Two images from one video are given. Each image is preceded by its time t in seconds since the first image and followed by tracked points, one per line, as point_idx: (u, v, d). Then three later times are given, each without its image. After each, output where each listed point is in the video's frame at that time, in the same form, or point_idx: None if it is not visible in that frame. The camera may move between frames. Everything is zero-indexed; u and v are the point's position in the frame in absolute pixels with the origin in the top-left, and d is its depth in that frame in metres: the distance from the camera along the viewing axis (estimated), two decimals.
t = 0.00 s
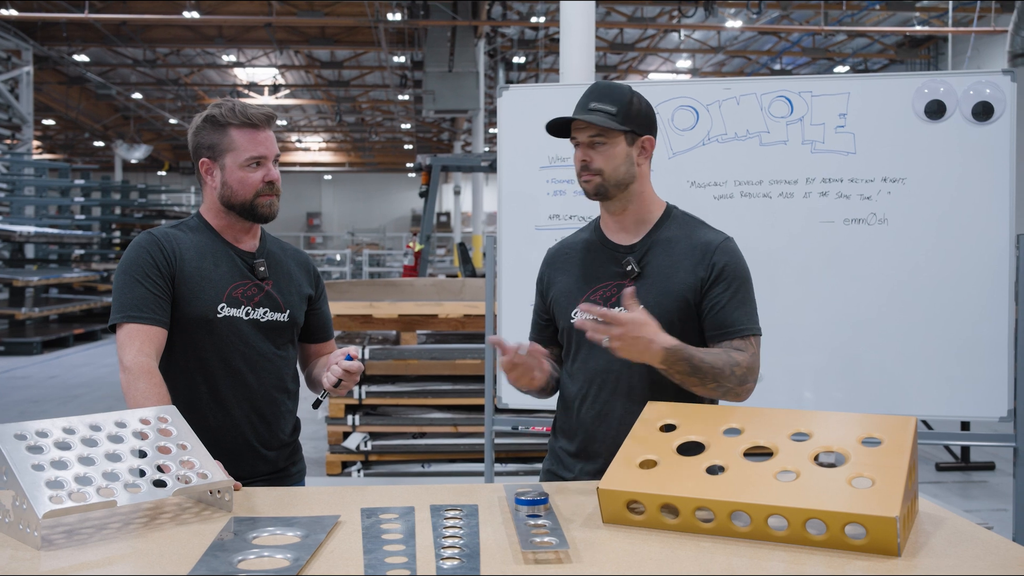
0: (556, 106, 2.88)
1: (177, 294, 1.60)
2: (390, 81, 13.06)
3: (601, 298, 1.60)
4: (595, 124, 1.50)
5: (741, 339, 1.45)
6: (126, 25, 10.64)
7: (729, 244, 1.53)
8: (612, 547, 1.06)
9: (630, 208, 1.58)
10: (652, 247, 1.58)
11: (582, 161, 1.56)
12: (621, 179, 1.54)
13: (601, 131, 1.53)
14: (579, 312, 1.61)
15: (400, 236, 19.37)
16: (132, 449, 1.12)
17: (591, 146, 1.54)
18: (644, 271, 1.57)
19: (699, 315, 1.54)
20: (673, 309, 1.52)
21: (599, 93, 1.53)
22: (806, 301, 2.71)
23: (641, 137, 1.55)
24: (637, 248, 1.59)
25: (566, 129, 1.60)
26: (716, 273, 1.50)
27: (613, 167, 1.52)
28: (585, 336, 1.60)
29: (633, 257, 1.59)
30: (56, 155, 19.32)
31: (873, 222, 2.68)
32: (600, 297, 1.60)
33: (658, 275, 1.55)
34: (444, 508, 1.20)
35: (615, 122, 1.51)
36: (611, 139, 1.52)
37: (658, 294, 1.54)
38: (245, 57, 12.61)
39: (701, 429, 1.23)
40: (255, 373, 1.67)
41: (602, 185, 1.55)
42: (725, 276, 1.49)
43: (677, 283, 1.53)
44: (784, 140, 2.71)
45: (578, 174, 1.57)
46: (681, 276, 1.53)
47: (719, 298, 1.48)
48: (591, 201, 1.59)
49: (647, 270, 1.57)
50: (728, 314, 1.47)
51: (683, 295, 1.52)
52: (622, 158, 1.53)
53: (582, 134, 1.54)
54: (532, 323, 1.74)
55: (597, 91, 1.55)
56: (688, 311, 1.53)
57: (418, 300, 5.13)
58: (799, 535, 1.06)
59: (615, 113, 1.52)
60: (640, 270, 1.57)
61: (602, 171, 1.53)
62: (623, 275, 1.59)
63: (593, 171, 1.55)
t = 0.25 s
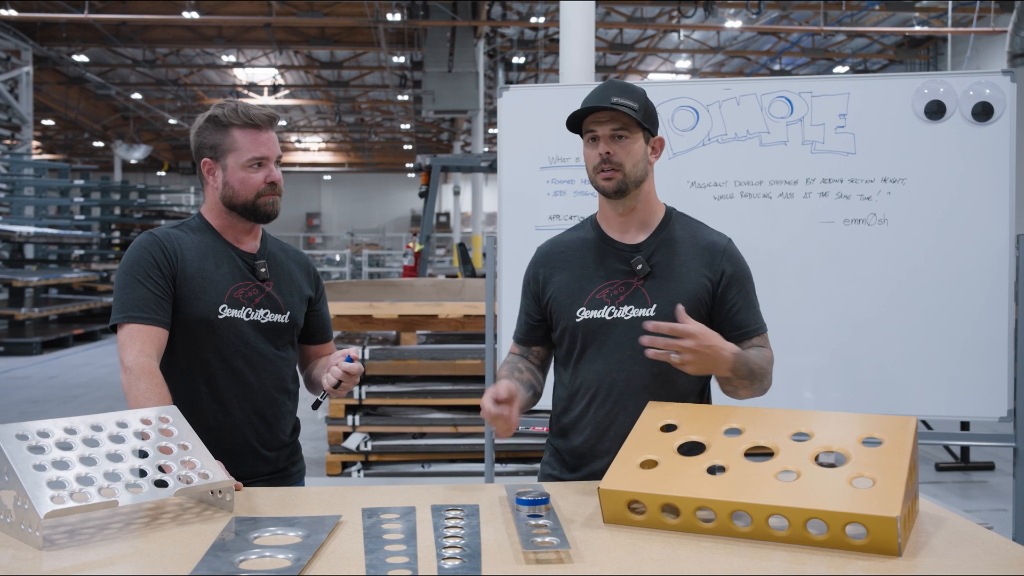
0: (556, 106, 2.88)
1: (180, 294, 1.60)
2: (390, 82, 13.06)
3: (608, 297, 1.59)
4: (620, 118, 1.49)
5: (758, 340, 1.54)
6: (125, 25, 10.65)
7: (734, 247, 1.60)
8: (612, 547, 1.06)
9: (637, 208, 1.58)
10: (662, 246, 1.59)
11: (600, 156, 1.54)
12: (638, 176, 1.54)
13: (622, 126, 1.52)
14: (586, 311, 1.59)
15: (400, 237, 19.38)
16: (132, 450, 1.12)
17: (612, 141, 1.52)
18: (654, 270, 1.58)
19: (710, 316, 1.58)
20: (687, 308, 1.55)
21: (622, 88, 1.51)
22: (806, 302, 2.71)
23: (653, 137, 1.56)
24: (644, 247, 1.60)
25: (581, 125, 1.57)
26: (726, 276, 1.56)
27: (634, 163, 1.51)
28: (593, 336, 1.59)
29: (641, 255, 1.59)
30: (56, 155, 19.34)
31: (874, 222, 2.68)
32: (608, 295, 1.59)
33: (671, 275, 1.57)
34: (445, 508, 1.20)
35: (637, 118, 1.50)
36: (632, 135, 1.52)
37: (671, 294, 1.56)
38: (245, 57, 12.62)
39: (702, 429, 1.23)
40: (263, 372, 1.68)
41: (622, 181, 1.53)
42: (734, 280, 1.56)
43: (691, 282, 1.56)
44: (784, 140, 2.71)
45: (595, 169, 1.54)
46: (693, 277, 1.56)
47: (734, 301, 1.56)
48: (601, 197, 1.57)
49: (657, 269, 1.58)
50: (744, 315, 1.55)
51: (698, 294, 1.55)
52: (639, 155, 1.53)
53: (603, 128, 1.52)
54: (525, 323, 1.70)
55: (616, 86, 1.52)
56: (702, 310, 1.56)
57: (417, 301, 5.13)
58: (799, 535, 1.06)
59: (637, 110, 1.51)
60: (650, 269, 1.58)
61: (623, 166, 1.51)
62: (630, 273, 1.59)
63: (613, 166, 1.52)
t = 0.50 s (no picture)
0: (556, 106, 2.88)
1: (182, 294, 1.60)
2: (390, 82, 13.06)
3: (611, 296, 1.59)
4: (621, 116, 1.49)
5: (755, 338, 1.60)
6: (125, 26, 10.66)
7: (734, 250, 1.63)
8: (614, 547, 1.06)
9: (637, 207, 1.59)
10: (664, 247, 1.60)
11: (600, 153, 1.53)
12: (638, 174, 1.54)
13: (623, 124, 1.51)
14: (588, 311, 1.59)
15: (400, 237, 19.38)
16: (134, 450, 1.12)
17: (612, 139, 1.52)
18: (657, 270, 1.59)
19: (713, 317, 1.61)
20: (692, 309, 1.56)
21: (623, 88, 1.51)
22: (806, 302, 2.71)
23: (653, 137, 1.56)
24: (646, 247, 1.60)
25: (580, 123, 1.56)
26: (728, 280, 1.59)
27: (634, 162, 1.52)
28: (596, 336, 1.59)
29: (643, 255, 1.59)
30: (56, 156, 19.34)
31: (874, 223, 2.68)
32: (611, 295, 1.59)
33: (675, 276, 1.58)
34: (446, 508, 1.21)
35: (638, 117, 1.50)
36: (633, 134, 1.52)
37: (675, 294, 1.57)
38: (245, 57, 12.62)
39: (704, 429, 1.23)
40: (269, 371, 1.68)
41: (622, 178, 1.53)
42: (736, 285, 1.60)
43: (694, 285, 1.57)
44: (785, 140, 2.71)
45: (595, 165, 1.54)
46: (695, 280, 1.58)
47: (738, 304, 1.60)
48: (601, 194, 1.57)
49: (660, 270, 1.59)
50: (745, 318, 1.60)
51: (702, 297, 1.57)
52: (639, 154, 1.53)
53: (603, 125, 1.52)
54: (523, 322, 1.68)
55: (616, 85, 1.53)
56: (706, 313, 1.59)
57: (417, 301, 5.13)
58: (801, 535, 1.06)
59: (638, 109, 1.51)
60: (654, 269, 1.58)
61: (624, 162, 1.52)
62: (634, 273, 1.59)
63: (612, 163, 1.53)
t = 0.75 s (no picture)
0: (556, 106, 2.88)
1: (188, 287, 1.60)
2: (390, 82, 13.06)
3: (619, 296, 1.59)
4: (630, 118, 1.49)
5: (759, 342, 1.60)
6: (125, 26, 10.66)
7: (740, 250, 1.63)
8: (617, 547, 1.06)
9: (646, 206, 1.59)
10: (671, 247, 1.60)
11: (608, 155, 1.54)
12: (645, 175, 1.54)
13: (631, 126, 1.52)
14: (595, 309, 1.59)
15: (400, 237, 19.39)
16: (136, 449, 1.12)
17: (621, 141, 1.52)
18: (665, 271, 1.59)
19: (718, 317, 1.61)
20: (699, 310, 1.56)
21: (632, 88, 1.52)
22: (807, 301, 2.71)
23: (662, 137, 1.57)
24: (655, 247, 1.60)
25: (589, 124, 1.57)
26: (734, 282, 1.59)
27: (642, 163, 1.52)
28: (604, 335, 1.59)
29: (651, 255, 1.59)
30: (56, 156, 19.36)
31: (875, 222, 2.68)
32: (618, 294, 1.59)
33: (681, 276, 1.58)
34: (448, 508, 1.21)
35: (647, 118, 1.50)
36: (641, 135, 1.52)
37: (681, 294, 1.57)
38: (245, 57, 12.63)
39: (706, 429, 1.23)
40: (276, 368, 1.69)
41: (631, 179, 1.53)
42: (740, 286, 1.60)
43: (701, 285, 1.57)
44: (785, 141, 2.72)
45: (603, 167, 1.54)
46: (702, 280, 1.58)
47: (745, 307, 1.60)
48: (610, 195, 1.58)
49: (667, 269, 1.59)
50: (749, 321, 1.60)
51: (708, 298, 1.57)
52: (647, 155, 1.54)
53: (612, 127, 1.52)
54: (527, 318, 1.67)
55: (625, 86, 1.53)
56: (712, 313, 1.59)
57: (418, 301, 5.13)
58: (803, 534, 1.06)
59: (647, 110, 1.51)
60: (661, 269, 1.58)
61: (634, 164, 1.52)
62: (641, 273, 1.59)
63: (620, 165, 1.53)
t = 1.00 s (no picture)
0: (559, 107, 2.88)
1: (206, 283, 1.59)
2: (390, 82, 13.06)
3: (632, 296, 1.60)
4: (619, 121, 1.55)
5: (771, 346, 1.59)
6: (125, 26, 10.67)
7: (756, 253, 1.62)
8: (622, 546, 1.06)
9: (653, 205, 1.61)
10: (686, 246, 1.61)
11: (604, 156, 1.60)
12: (639, 177, 1.57)
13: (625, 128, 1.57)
14: (609, 309, 1.60)
15: (400, 237, 19.39)
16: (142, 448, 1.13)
17: (614, 143, 1.58)
18: (678, 272, 1.59)
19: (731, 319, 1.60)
20: (712, 312, 1.56)
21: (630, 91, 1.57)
22: (809, 302, 2.71)
23: (667, 139, 1.58)
24: (668, 247, 1.62)
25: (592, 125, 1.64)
26: (748, 285, 1.58)
27: (630, 166, 1.56)
28: (616, 334, 1.60)
29: (665, 255, 1.61)
30: (56, 156, 19.36)
31: (877, 222, 2.68)
32: (631, 294, 1.60)
33: (694, 277, 1.58)
34: (453, 507, 1.21)
35: (638, 121, 1.55)
36: (635, 137, 1.56)
37: (694, 296, 1.57)
38: (245, 58, 12.63)
39: (711, 429, 1.23)
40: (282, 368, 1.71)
41: (619, 180, 1.59)
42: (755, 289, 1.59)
43: (714, 287, 1.57)
44: (787, 141, 2.72)
45: (600, 168, 1.62)
46: (715, 282, 1.57)
47: (759, 310, 1.58)
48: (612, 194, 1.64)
49: (681, 270, 1.59)
50: (765, 323, 1.59)
51: (722, 300, 1.57)
52: (644, 156, 1.57)
53: (607, 129, 1.59)
54: (545, 313, 1.70)
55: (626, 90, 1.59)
56: (724, 316, 1.58)
57: (419, 300, 5.13)
58: (808, 534, 1.06)
59: (641, 113, 1.55)
60: (674, 270, 1.59)
61: (620, 167, 1.57)
62: (655, 274, 1.60)
63: (612, 167, 1.59)
